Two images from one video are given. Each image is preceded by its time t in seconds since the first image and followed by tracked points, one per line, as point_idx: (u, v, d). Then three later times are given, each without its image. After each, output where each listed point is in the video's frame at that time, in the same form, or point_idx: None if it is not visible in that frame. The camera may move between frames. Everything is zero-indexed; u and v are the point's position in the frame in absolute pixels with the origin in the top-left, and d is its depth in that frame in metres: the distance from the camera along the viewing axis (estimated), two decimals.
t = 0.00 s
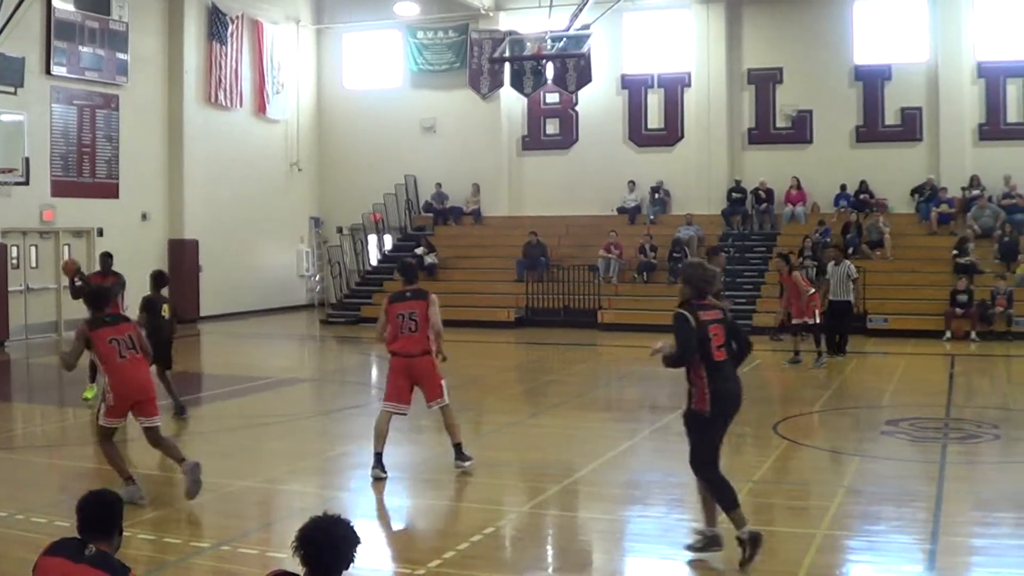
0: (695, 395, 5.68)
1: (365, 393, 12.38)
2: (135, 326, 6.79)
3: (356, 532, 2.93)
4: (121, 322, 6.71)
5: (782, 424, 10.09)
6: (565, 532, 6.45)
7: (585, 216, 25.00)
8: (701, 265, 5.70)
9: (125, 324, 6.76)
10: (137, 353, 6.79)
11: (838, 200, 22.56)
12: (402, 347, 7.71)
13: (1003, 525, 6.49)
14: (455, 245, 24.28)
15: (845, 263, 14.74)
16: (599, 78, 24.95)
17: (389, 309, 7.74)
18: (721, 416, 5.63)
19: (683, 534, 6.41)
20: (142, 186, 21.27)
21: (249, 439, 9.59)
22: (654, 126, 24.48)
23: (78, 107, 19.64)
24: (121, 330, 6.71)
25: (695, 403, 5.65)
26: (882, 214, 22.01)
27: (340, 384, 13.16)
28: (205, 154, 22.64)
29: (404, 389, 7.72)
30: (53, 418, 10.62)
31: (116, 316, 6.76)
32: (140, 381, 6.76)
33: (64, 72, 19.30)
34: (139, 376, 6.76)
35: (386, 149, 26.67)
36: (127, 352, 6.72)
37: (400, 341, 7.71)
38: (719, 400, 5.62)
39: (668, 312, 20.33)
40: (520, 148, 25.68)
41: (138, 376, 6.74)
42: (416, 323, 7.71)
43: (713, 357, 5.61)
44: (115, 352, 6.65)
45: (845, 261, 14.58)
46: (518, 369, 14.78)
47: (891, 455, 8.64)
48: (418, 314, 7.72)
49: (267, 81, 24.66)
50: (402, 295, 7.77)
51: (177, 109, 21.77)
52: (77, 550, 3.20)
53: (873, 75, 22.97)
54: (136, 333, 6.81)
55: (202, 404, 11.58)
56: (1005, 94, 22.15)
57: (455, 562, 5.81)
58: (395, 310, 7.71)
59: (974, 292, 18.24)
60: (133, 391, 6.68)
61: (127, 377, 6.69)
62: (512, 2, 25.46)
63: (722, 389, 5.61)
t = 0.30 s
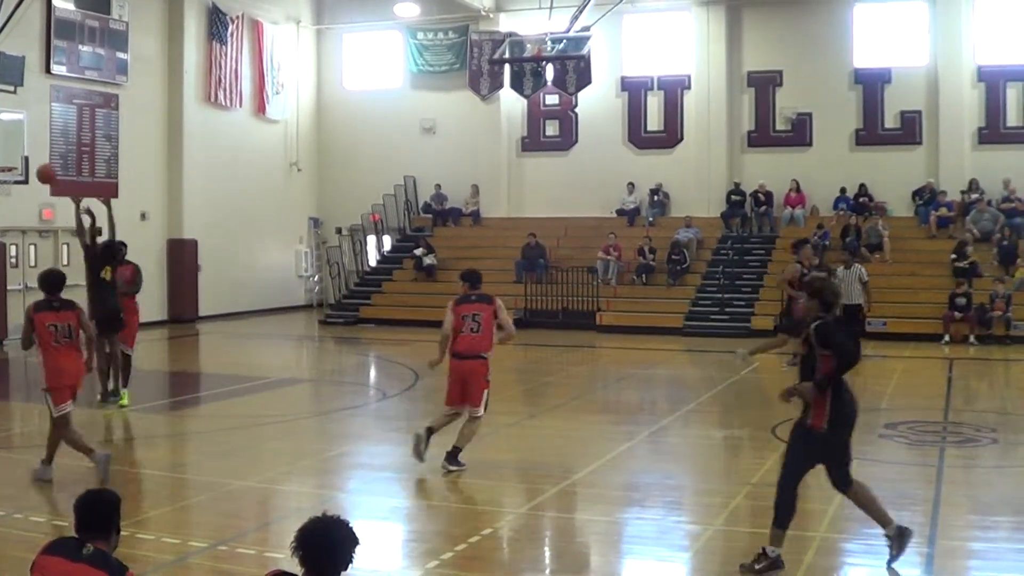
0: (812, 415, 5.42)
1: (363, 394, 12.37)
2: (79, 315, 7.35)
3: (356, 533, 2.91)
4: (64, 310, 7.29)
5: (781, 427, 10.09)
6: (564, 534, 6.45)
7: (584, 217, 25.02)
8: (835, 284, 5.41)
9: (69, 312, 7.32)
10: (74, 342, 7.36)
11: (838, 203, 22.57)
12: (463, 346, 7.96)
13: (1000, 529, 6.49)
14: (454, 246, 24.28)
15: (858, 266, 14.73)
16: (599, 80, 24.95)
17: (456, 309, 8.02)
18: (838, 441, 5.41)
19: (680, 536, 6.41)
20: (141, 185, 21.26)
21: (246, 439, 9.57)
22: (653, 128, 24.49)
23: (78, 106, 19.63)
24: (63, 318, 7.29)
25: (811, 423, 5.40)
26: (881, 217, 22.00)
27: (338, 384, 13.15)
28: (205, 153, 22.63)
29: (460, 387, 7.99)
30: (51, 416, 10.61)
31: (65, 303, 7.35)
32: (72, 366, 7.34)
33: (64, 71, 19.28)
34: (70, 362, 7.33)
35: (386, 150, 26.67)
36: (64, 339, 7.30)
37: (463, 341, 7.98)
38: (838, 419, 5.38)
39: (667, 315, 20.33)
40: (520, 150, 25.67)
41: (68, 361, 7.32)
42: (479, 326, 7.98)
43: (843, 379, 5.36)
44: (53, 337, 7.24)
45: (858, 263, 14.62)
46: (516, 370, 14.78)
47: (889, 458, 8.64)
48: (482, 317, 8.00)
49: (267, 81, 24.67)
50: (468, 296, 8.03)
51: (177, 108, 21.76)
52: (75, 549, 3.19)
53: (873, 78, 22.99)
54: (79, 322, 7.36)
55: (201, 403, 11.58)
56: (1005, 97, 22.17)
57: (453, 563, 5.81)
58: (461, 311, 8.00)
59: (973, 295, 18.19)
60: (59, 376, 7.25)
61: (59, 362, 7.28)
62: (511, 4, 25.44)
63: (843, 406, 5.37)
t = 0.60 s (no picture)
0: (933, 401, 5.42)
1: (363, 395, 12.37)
2: (31, 317, 7.43)
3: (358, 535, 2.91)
4: (18, 312, 7.37)
5: (781, 429, 10.10)
6: (564, 535, 6.45)
7: (584, 219, 25.03)
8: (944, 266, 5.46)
9: (23, 316, 7.40)
10: (25, 344, 7.43)
11: (838, 205, 22.57)
12: (532, 337, 8.36)
13: (1001, 532, 6.48)
14: (454, 247, 24.29)
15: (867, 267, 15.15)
16: (599, 81, 24.95)
17: (525, 301, 8.37)
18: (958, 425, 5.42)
19: (681, 537, 6.41)
20: (141, 186, 21.27)
21: (247, 439, 9.58)
22: (654, 129, 24.50)
23: (79, 107, 19.64)
24: (15, 319, 7.37)
25: (934, 411, 5.39)
26: (881, 219, 22.02)
27: (339, 385, 13.15)
28: (206, 154, 22.64)
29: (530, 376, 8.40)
30: (51, 416, 10.62)
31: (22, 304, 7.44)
32: (22, 367, 7.42)
33: (65, 72, 19.28)
34: (19, 363, 7.41)
35: (386, 151, 26.68)
36: (16, 340, 7.39)
37: (533, 333, 8.36)
38: (958, 403, 5.37)
39: (667, 316, 20.32)
40: (520, 151, 25.68)
41: (19, 364, 7.40)
42: (549, 316, 8.36)
43: (959, 362, 5.41)
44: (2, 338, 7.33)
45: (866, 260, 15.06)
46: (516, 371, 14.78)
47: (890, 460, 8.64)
48: (551, 308, 8.36)
49: (268, 81, 24.68)
50: (537, 288, 8.39)
51: (177, 110, 21.78)
52: (75, 550, 3.19)
53: (874, 79, 22.99)
54: (31, 324, 7.44)
55: (201, 404, 11.59)
56: (1005, 99, 22.17)
57: (453, 565, 5.81)
58: (529, 303, 8.35)
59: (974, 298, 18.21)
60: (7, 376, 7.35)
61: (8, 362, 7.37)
62: (512, 5, 25.42)
63: (963, 394, 5.38)
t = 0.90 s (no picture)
0: None
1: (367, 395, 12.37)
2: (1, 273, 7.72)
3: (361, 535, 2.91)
4: None
5: (785, 428, 10.10)
6: (568, 534, 6.45)
7: (588, 218, 25.03)
8: None
9: None
10: None
11: (842, 204, 22.55)
12: (604, 331, 8.60)
13: (1005, 531, 6.47)
14: (458, 247, 24.31)
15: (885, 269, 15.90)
16: (603, 80, 24.97)
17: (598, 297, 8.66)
18: None
19: (684, 537, 6.41)
20: (145, 185, 21.30)
21: (252, 439, 9.58)
22: (658, 128, 24.50)
23: (83, 107, 19.65)
24: None
25: None
26: (885, 218, 22.01)
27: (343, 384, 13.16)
28: (209, 154, 22.66)
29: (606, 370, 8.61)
30: (56, 416, 10.63)
31: None
32: None
33: (69, 71, 19.30)
34: None
35: (390, 150, 26.70)
36: None
37: (603, 327, 8.61)
38: None
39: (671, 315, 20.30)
40: (524, 150, 25.70)
41: None
42: (616, 311, 8.55)
43: None
44: None
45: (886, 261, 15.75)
46: (520, 371, 14.78)
47: (894, 459, 8.63)
48: (618, 303, 8.57)
49: (272, 81, 24.70)
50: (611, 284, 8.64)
51: (181, 110, 21.80)
52: (80, 549, 3.19)
53: (878, 78, 22.97)
54: None
55: (205, 403, 11.60)
56: (1010, 98, 22.13)
57: (457, 564, 5.81)
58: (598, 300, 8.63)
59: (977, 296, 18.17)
60: None
61: None
62: (515, 4, 25.44)
63: None
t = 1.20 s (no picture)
0: None
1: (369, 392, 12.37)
2: None
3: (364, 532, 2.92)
4: None
5: (787, 425, 10.10)
6: (570, 531, 6.46)
7: (589, 215, 25.03)
8: None
9: None
10: None
11: (844, 201, 22.49)
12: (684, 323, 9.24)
13: (1007, 528, 6.48)
14: (460, 244, 24.31)
15: (906, 264, 15.50)
16: (604, 77, 24.95)
17: (677, 288, 9.20)
18: None
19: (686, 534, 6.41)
20: (147, 183, 21.31)
21: (254, 437, 9.59)
22: (659, 126, 24.50)
23: (84, 105, 19.66)
24: None
25: None
26: (887, 215, 22.00)
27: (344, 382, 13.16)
28: (211, 152, 22.66)
29: (675, 355, 9.28)
30: (58, 414, 10.64)
31: None
32: None
33: (70, 70, 19.30)
34: None
35: (391, 148, 26.70)
36: None
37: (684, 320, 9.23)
38: None
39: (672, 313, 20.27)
40: (526, 147, 25.71)
41: None
42: (697, 305, 9.18)
43: None
44: None
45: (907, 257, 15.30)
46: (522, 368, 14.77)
47: (895, 456, 8.63)
48: (700, 298, 9.19)
49: (274, 79, 24.72)
50: (691, 278, 9.17)
51: (183, 108, 21.81)
52: (82, 547, 3.20)
53: (879, 75, 22.95)
54: None
55: (207, 401, 11.60)
56: (1011, 95, 22.11)
57: (459, 561, 5.82)
58: (682, 290, 9.17)
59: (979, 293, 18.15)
60: None
61: None
62: (517, 2, 25.44)
63: None
